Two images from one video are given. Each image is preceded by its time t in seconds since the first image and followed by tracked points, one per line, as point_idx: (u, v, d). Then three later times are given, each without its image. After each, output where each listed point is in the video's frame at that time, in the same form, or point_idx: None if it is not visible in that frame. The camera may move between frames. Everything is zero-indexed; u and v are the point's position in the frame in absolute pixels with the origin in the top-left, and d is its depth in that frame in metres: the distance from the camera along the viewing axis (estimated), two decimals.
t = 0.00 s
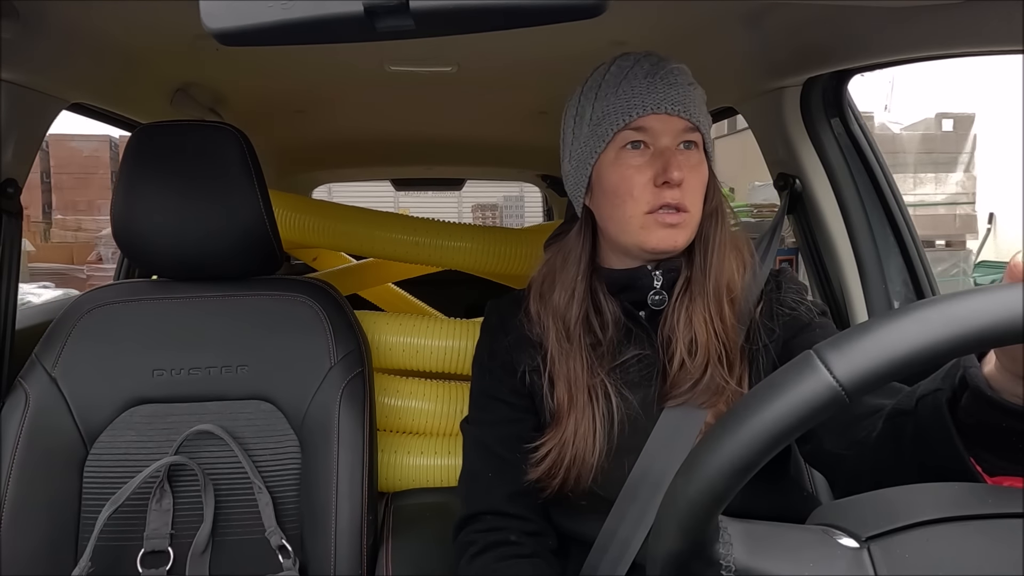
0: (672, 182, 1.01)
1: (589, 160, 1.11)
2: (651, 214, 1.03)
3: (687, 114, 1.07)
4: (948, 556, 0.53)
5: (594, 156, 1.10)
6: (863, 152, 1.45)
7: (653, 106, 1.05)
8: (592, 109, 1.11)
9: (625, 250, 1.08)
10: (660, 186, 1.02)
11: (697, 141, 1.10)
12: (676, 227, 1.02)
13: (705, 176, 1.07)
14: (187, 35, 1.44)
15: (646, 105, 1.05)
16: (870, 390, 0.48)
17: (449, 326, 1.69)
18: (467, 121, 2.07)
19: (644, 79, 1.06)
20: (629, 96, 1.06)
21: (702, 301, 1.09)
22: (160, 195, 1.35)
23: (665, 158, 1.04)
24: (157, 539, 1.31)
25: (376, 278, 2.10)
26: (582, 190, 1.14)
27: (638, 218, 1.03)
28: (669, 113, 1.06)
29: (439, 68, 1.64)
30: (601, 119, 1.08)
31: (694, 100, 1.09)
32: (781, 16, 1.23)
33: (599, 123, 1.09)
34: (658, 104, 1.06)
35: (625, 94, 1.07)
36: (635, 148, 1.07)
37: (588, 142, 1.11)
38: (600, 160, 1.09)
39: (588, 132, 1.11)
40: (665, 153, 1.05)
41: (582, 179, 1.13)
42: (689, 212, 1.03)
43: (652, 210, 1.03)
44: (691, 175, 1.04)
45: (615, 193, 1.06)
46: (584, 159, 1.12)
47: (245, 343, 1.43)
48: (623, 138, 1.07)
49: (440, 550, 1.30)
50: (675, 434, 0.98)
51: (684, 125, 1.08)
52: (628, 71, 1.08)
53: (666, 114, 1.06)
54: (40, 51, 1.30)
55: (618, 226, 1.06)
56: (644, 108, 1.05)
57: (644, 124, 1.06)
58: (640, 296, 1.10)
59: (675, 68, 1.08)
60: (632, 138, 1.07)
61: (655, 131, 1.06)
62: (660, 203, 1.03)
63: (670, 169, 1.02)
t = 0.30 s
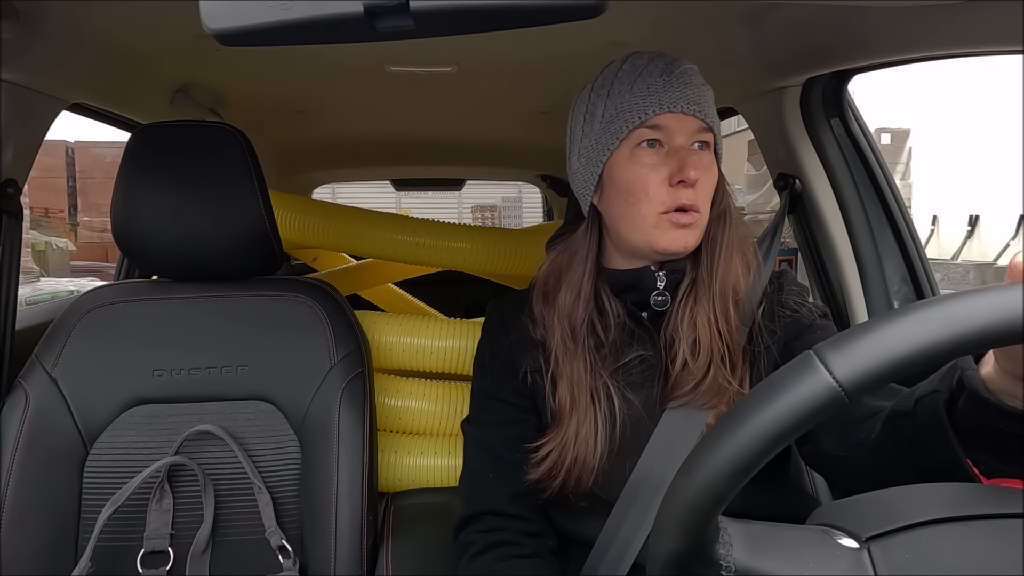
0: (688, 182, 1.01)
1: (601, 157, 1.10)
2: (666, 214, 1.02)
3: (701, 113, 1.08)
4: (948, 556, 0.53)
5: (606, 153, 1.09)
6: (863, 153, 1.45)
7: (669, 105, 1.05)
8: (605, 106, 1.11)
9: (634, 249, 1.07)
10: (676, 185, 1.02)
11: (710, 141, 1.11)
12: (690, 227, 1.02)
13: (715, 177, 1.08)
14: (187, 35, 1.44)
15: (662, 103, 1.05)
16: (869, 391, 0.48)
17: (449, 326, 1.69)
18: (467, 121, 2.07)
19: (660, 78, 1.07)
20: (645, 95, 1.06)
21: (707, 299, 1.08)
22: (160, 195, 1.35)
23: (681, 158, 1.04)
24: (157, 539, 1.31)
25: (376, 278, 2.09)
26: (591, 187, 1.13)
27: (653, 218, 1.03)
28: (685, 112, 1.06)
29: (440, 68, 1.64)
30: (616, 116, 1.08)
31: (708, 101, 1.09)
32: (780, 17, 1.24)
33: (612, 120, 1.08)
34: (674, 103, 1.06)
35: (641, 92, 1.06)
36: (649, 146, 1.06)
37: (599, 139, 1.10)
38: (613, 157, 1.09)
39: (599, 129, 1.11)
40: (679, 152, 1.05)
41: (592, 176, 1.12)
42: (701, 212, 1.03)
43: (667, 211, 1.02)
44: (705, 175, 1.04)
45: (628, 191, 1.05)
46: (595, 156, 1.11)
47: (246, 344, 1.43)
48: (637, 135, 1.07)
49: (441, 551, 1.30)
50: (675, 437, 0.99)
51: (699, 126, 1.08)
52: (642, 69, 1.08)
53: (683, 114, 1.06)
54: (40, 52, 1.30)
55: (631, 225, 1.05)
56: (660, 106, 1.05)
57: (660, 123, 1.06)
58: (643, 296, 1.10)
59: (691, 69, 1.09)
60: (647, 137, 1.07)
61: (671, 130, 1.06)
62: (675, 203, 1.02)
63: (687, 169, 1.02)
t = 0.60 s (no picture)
0: (700, 175, 1.02)
1: (609, 156, 1.10)
2: (680, 210, 1.02)
3: (708, 108, 1.09)
4: (946, 556, 0.53)
5: (614, 152, 1.09)
6: (863, 152, 1.45)
7: (677, 101, 1.06)
8: (611, 106, 1.11)
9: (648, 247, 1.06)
10: (689, 180, 1.02)
11: (717, 137, 1.11)
12: (702, 222, 1.02)
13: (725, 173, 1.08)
14: (186, 35, 1.44)
15: (669, 99, 1.06)
16: (861, 393, 0.48)
17: (450, 327, 1.69)
18: (467, 121, 2.07)
19: (665, 74, 1.07)
20: (653, 92, 1.06)
21: (720, 292, 1.10)
22: (160, 195, 1.35)
23: (691, 152, 1.05)
24: (157, 540, 1.31)
25: (376, 278, 2.09)
26: (599, 188, 1.12)
27: (667, 215, 1.02)
28: (692, 107, 1.07)
29: (440, 68, 1.64)
30: (623, 114, 1.08)
31: (713, 95, 1.10)
32: (780, 16, 1.24)
33: (619, 119, 1.08)
34: (681, 99, 1.07)
35: (649, 89, 1.07)
36: (659, 142, 1.07)
37: (607, 138, 1.10)
38: (621, 156, 1.08)
39: (606, 128, 1.11)
40: (689, 146, 1.06)
41: (601, 176, 1.12)
42: (714, 207, 1.03)
43: (683, 205, 1.02)
44: (715, 171, 1.05)
45: (640, 188, 1.05)
46: (602, 157, 1.11)
47: (246, 344, 1.43)
48: (647, 132, 1.07)
49: (442, 552, 1.30)
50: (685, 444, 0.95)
51: (707, 120, 1.09)
52: (646, 67, 1.09)
53: (689, 109, 1.07)
54: (39, 52, 1.30)
55: (644, 223, 1.04)
56: (667, 102, 1.06)
57: (668, 119, 1.07)
58: (659, 300, 1.10)
59: (694, 64, 1.10)
60: (657, 133, 1.07)
61: (680, 126, 1.07)
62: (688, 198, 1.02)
63: (698, 163, 1.03)
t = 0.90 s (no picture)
0: (705, 176, 1.00)
1: (615, 155, 1.09)
2: (680, 211, 1.02)
3: (717, 111, 1.09)
4: (946, 556, 0.53)
5: (621, 151, 1.08)
6: (864, 153, 1.45)
7: (687, 103, 1.06)
8: (620, 103, 1.10)
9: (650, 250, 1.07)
10: (693, 180, 1.01)
11: (723, 140, 1.11)
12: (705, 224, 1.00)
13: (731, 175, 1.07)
14: (187, 35, 1.44)
15: (679, 101, 1.05)
16: (858, 395, 0.48)
17: (450, 326, 1.69)
18: (467, 121, 2.07)
19: (675, 76, 1.07)
20: (662, 93, 1.06)
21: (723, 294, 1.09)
22: (160, 195, 1.35)
23: (699, 154, 1.04)
24: (157, 539, 1.31)
25: (376, 278, 2.09)
26: (603, 186, 1.12)
27: (668, 215, 1.02)
28: (701, 110, 1.07)
29: (439, 67, 1.64)
30: (632, 113, 1.07)
31: (720, 98, 1.11)
32: (780, 17, 1.23)
33: (627, 119, 1.08)
34: (691, 101, 1.06)
35: (658, 89, 1.06)
36: (667, 143, 1.06)
37: (614, 137, 1.09)
38: (628, 155, 1.08)
39: (613, 128, 1.10)
40: (697, 148, 1.05)
41: (606, 174, 1.11)
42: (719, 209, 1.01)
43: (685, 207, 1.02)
44: (723, 173, 1.03)
45: (644, 187, 1.04)
46: (608, 155, 1.10)
47: (246, 344, 1.43)
48: (655, 133, 1.06)
49: (442, 551, 1.30)
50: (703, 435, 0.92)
51: (714, 123, 1.09)
52: (655, 66, 1.09)
53: (698, 111, 1.07)
54: (39, 51, 1.30)
55: (646, 223, 1.04)
56: (678, 104, 1.05)
57: (678, 120, 1.06)
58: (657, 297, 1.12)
59: (704, 66, 1.10)
60: (666, 134, 1.06)
61: (688, 128, 1.06)
62: (690, 199, 1.01)
63: (705, 165, 1.01)
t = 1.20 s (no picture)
0: (697, 173, 1.02)
1: (607, 154, 1.09)
2: (671, 206, 1.03)
3: (706, 109, 1.09)
4: (945, 557, 0.53)
5: (613, 150, 1.08)
6: (863, 153, 1.46)
7: (676, 102, 1.06)
8: (610, 104, 1.10)
9: (642, 246, 1.07)
10: (684, 177, 1.02)
11: (713, 138, 1.12)
12: (696, 220, 1.02)
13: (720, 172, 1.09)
14: (187, 35, 1.44)
15: (669, 100, 1.06)
16: (857, 395, 0.48)
17: (449, 326, 1.69)
18: (467, 121, 2.07)
19: (664, 75, 1.07)
20: (652, 92, 1.06)
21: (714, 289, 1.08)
22: (160, 195, 1.35)
23: (690, 151, 1.05)
24: (157, 539, 1.31)
25: (376, 278, 2.10)
26: (595, 185, 1.11)
27: (660, 211, 1.02)
28: (690, 108, 1.07)
29: (439, 68, 1.64)
30: (623, 112, 1.07)
31: (710, 97, 1.11)
32: (779, 17, 1.23)
33: (618, 119, 1.08)
34: (681, 99, 1.06)
35: (648, 89, 1.07)
36: (658, 141, 1.06)
37: (606, 137, 1.09)
38: (619, 153, 1.08)
39: (604, 128, 1.10)
40: (688, 146, 1.06)
41: (597, 173, 1.11)
42: (708, 207, 1.03)
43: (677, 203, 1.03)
44: (714, 169, 1.04)
45: (635, 182, 1.05)
46: (600, 154, 1.10)
47: (245, 344, 1.43)
48: (646, 132, 1.07)
49: (441, 551, 1.29)
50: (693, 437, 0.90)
51: (704, 121, 1.09)
52: (645, 66, 1.09)
53: (688, 109, 1.07)
54: (39, 50, 1.30)
55: (638, 219, 1.04)
56: (667, 103, 1.06)
57: (668, 118, 1.06)
58: (649, 297, 1.10)
59: (693, 66, 1.10)
60: (656, 132, 1.07)
61: (679, 126, 1.07)
62: (681, 194, 1.03)
63: (697, 161, 1.02)
